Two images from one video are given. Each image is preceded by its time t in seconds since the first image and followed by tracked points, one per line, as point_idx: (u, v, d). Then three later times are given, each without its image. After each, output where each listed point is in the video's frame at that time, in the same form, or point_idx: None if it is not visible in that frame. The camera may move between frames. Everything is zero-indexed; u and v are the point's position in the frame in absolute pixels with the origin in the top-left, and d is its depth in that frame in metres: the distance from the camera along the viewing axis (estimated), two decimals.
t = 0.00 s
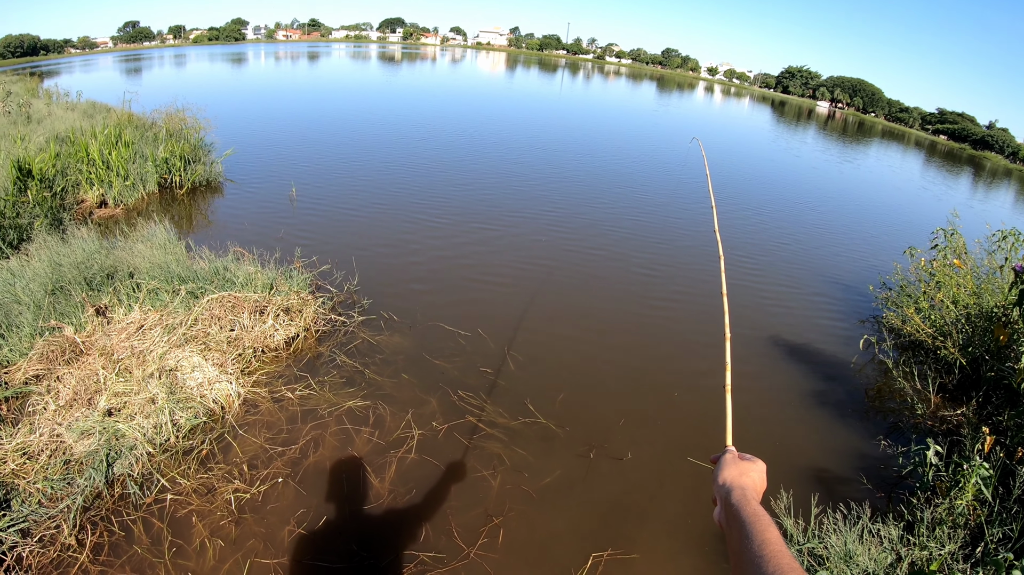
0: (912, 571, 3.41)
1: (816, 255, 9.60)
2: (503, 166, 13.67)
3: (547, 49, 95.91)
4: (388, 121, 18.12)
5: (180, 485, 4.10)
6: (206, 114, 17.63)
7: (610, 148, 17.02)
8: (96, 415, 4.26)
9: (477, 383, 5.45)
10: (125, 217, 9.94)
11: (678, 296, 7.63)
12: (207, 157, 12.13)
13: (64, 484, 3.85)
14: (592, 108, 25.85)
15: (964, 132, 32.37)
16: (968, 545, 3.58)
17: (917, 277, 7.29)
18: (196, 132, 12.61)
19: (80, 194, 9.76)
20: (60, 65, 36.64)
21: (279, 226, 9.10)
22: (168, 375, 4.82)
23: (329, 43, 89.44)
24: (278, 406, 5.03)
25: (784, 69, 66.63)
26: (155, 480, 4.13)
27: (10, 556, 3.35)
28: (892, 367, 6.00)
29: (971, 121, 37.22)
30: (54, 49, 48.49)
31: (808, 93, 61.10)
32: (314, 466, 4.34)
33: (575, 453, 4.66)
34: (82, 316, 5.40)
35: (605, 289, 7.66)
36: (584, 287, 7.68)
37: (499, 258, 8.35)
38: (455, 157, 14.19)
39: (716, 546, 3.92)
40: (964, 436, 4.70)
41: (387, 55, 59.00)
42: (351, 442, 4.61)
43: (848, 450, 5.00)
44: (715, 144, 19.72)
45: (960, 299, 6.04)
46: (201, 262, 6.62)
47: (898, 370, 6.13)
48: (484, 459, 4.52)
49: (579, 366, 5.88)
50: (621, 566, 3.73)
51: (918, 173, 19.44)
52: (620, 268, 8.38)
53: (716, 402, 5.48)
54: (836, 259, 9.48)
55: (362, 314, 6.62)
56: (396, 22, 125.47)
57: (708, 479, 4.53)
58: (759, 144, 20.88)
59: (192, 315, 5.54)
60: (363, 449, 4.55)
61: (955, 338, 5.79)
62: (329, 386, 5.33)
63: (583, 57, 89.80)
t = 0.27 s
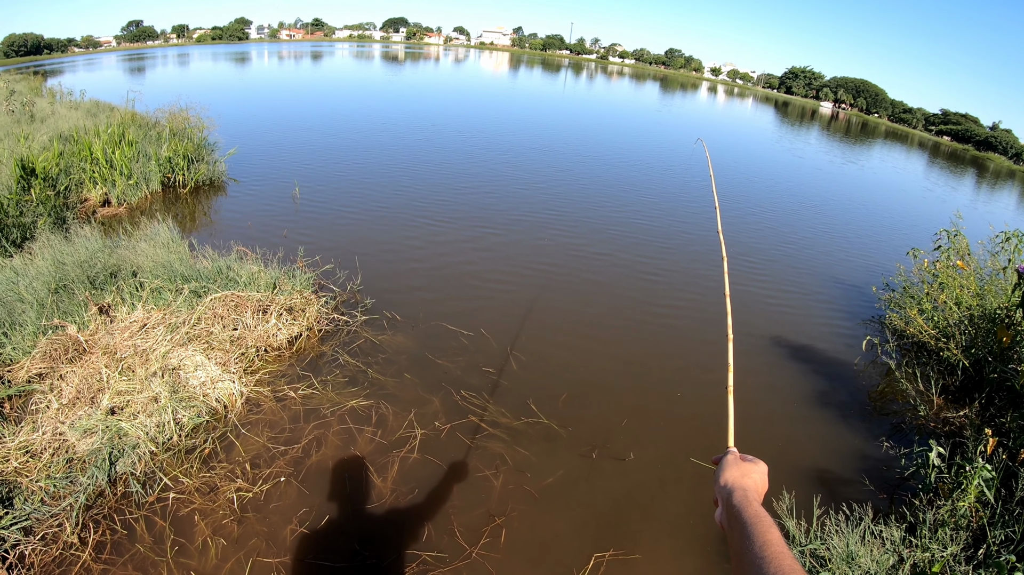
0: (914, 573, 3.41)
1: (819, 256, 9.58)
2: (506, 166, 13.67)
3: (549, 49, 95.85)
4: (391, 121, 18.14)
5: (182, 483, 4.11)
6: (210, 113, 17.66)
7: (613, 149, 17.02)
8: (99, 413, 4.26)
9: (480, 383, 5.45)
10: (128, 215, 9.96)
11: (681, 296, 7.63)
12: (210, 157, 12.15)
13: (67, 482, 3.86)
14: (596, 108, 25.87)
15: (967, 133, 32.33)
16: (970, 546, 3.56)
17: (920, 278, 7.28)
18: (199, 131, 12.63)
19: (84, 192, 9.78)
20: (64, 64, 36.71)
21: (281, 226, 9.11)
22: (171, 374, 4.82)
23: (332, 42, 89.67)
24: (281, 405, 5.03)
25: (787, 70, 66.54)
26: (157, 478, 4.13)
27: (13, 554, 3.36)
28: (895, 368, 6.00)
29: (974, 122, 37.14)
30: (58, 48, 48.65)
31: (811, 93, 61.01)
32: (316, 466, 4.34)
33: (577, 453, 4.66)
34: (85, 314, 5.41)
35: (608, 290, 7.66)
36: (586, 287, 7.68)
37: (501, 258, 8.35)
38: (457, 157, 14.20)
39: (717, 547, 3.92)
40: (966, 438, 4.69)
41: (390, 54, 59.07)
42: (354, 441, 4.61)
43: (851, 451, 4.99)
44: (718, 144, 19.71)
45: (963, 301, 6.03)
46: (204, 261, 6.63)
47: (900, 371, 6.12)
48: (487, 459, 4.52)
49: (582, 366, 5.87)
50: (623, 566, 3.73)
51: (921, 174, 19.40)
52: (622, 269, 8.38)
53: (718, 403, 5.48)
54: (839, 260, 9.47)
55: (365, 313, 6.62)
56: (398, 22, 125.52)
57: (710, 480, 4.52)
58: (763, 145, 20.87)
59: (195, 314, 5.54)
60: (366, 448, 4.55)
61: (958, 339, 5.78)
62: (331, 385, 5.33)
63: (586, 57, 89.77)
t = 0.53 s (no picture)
0: None
1: (821, 257, 9.56)
2: (508, 166, 13.67)
3: (551, 49, 95.83)
4: (394, 121, 18.16)
5: (184, 483, 4.10)
6: (213, 113, 17.70)
7: (616, 149, 17.02)
8: (101, 413, 4.26)
9: (482, 383, 5.45)
10: (131, 215, 9.97)
11: (683, 297, 7.62)
12: (212, 156, 12.17)
13: (68, 482, 3.86)
14: (598, 108, 25.88)
15: (970, 134, 32.25)
16: (972, 548, 3.55)
17: (923, 279, 7.26)
18: (202, 130, 12.64)
19: (86, 192, 9.80)
20: (67, 63, 36.76)
21: (283, 226, 9.12)
22: (173, 373, 4.82)
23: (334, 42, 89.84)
24: (283, 405, 5.03)
25: (789, 70, 66.49)
26: (159, 478, 4.13)
27: (14, 554, 3.36)
28: (897, 369, 5.98)
29: (977, 122, 37.06)
30: (62, 48, 48.81)
31: (813, 94, 60.96)
32: (318, 465, 4.34)
33: (579, 453, 4.65)
34: (88, 314, 5.41)
35: (610, 290, 7.65)
36: (589, 288, 7.67)
37: (504, 258, 8.34)
38: (459, 157, 14.19)
39: (719, 548, 3.91)
40: (969, 439, 4.67)
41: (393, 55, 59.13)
42: (355, 441, 4.61)
43: (853, 452, 4.98)
44: (720, 144, 19.70)
45: (966, 302, 6.01)
46: (206, 261, 6.63)
47: (902, 373, 6.11)
48: (489, 459, 4.52)
49: (584, 367, 5.86)
50: (624, 567, 3.73)
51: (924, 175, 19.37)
52: (624, 269, 8.37)
53: (720, 404, 5.47)
54: (842, 261, 9.45)
55: (367, 313, 6.62)
56: (400, 22, 125.59)
57: (712, 481, 4.52)
58: (765, 145, 20.86)
59: (197, 313, 5.54)
60: (368, 448, 4.55)
61: (960, 341, 5.76)
62: (333, 385, 5.33)
63: (587, 57, 89.77)
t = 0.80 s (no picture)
0: None
1: (822, 258, 9.55)
2: (509, 166, 13.68)
3: (552, 49, 95.87)
4: (396, 121, 18.17)
5: (185, 483, 4.10)
6: (214, 113, 17.71)
7: (618, 149, 17.01)
8: (102, 413, 4.26)
9: (483, 383, 5.44)
10: (132, 215, 9.98)
11: (685, 297, 7.61)
12: (213, 156, 12.17)
13: (69, 481, 3.86)
14: (600, 108, 25.89)
15: (971, 134, 32.22)
16: (974, 549, 3.53)
17: (924, 280, 7.25)
18: (203, 130, 12.63)
19: (88, 191, 9.80)
20: (69, 63, 36.76)
21: (284, 225, 9.11)
22: (173, 373, 4.81)
23: (335, 42, 89.97)
24: (283, 405, 5.03)
25: (790, 71, 66.50)
26: (160, 478, 4.13)
27: (14, 554, 3.36)
28: (898, 370, 5.97)
29: (978, 123, 37.03)
30: (64, 49, 48.97)
31: (814, 94, 60.95)
32: (318, 465, 4.34)
33: (580, 453, 4.65)
34: (89, 313, 5.41)
35: (611, 290, 7.65)
36: (589, 288, 7.67)
37: (505, 258, 8.34)
38: (460, 157, 14.19)
39: (720, 548, 3.90)
40: (970, 440, 4.66)
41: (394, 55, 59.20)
42: (356, 441, 4.60)
43: (854, 453, 4.97)
44: (722, 145, 19.70)
45: (967, 303, 6.00)
46: (207, 261, 6.63)
47: (904, 373, 6.10)
48: (490, 459, 4.51)
49: (585, 367, 5.85)
50: (625, 567, 3.72)
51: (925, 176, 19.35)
52: (625, 270, 8.36)
53: (722, 404, 5.46)
54: (843, 262, 9.44)
55: (368, 313, 6.63)
56: (401, 22, 125.56)
57: (713, 482, 4.51)
58: (766, 146, 20.86)
59: (198, 313, 5.54)
60: (368, 448, 4.54)
61: (962, 341, 5.75)
62: (334, 385, 5.33)
63: (589, 57, 89.78)
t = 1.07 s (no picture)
0: None
1: (823, 258, 9.54)
2: (510, 166, 13.67)
3: (553, 49, 95.88)
4: (396, 120, 18.17)
5: (185, 483, 4.10)
6: (214, 113, 17.70)
7: (618, 149, 17.01)
8: (102, 412, 4.26)
9: (483, 383, 5.44)
10: (132, 214, 9.97)
11: (685, 298, 7.61)
12: (214, 156, 12.17)
13: (69, 481, 3.86)
14: (600, 108, 25.88)
15: (972, 134, 32.20)
16: (974, 550, 3.53)
17: (925, 280, 7.24)
18: (203, 130, 12.63)
19: (88, 191, 9.80)
20: (70, 63, 36.72)
21: (284, 225, 9.11)
22: (174, 373, 4.81)
23: (335, 42, 89.96)
24: (283, 405, 5.03)
25: (791, 71, 66.51)
26: (160, 477, 4.13)
27: (14, 553, 3.36)
28: (899, 370, 5.97)
29: (978, 123, 37.02)
30: (65, 48, 48.97)
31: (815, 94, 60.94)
32: (318, 465, 4.33)
33: (581, 453, 4.65)
34: (89, 313, 5.41)
35: (611, 290, 7.65)
36: (590, 288, 7.66)
37: (505, 258, 8.34)
38: (461, 157, 14.17)
39: (720, 548, 3.90)
40: (971, 440, 4.66)
41: (394, 54, 59.20)
42: (356, 442, 4.60)
43: (855, 453, 4.97)
44: (722, 145, 19.69)
45: (968, 303, 6.00)
46: (208, 260, 6.63)
47: (904, 373, 6.10)
48: (490, 459, 4.51)
49: (586, 367, 5.85)
50: (625, 568, 3.71)
51: (926, 176, 19.35)
52: (625, 270, 8.35)
53: (722, 404, 5.45)
54: (843, 262, 9.44)
55: (369, 313, 6.63)
56: (402, 21, 125.43)
57: (713, 482, 4.50)
58: (767, 145, 20.86)
59: (199, 313, 5.54)
60: (369, 448, 4.54)
61: (962, 342, 5.75)
62: (335, 385, 5.33)
63: (589, 57, 89.76)
